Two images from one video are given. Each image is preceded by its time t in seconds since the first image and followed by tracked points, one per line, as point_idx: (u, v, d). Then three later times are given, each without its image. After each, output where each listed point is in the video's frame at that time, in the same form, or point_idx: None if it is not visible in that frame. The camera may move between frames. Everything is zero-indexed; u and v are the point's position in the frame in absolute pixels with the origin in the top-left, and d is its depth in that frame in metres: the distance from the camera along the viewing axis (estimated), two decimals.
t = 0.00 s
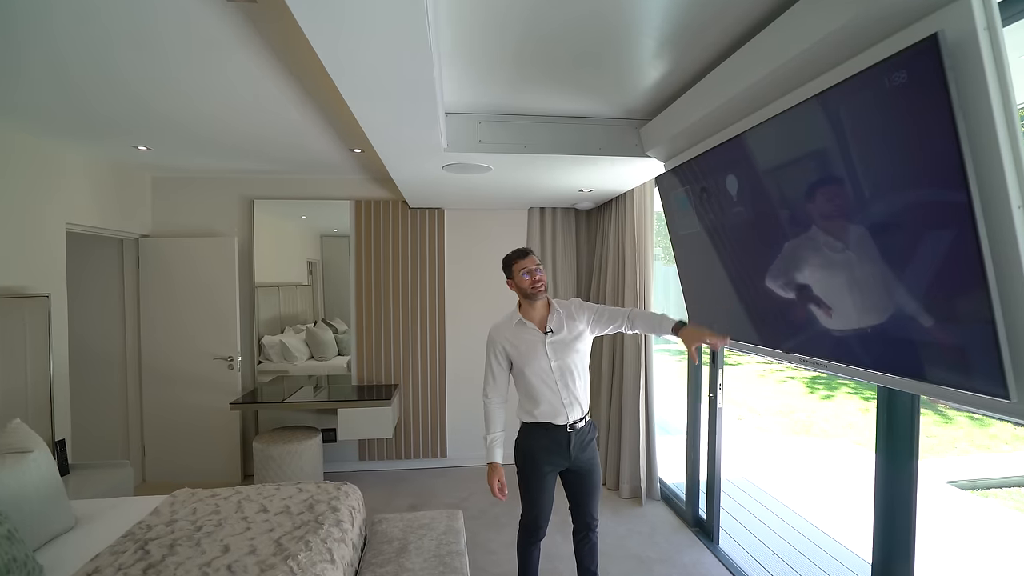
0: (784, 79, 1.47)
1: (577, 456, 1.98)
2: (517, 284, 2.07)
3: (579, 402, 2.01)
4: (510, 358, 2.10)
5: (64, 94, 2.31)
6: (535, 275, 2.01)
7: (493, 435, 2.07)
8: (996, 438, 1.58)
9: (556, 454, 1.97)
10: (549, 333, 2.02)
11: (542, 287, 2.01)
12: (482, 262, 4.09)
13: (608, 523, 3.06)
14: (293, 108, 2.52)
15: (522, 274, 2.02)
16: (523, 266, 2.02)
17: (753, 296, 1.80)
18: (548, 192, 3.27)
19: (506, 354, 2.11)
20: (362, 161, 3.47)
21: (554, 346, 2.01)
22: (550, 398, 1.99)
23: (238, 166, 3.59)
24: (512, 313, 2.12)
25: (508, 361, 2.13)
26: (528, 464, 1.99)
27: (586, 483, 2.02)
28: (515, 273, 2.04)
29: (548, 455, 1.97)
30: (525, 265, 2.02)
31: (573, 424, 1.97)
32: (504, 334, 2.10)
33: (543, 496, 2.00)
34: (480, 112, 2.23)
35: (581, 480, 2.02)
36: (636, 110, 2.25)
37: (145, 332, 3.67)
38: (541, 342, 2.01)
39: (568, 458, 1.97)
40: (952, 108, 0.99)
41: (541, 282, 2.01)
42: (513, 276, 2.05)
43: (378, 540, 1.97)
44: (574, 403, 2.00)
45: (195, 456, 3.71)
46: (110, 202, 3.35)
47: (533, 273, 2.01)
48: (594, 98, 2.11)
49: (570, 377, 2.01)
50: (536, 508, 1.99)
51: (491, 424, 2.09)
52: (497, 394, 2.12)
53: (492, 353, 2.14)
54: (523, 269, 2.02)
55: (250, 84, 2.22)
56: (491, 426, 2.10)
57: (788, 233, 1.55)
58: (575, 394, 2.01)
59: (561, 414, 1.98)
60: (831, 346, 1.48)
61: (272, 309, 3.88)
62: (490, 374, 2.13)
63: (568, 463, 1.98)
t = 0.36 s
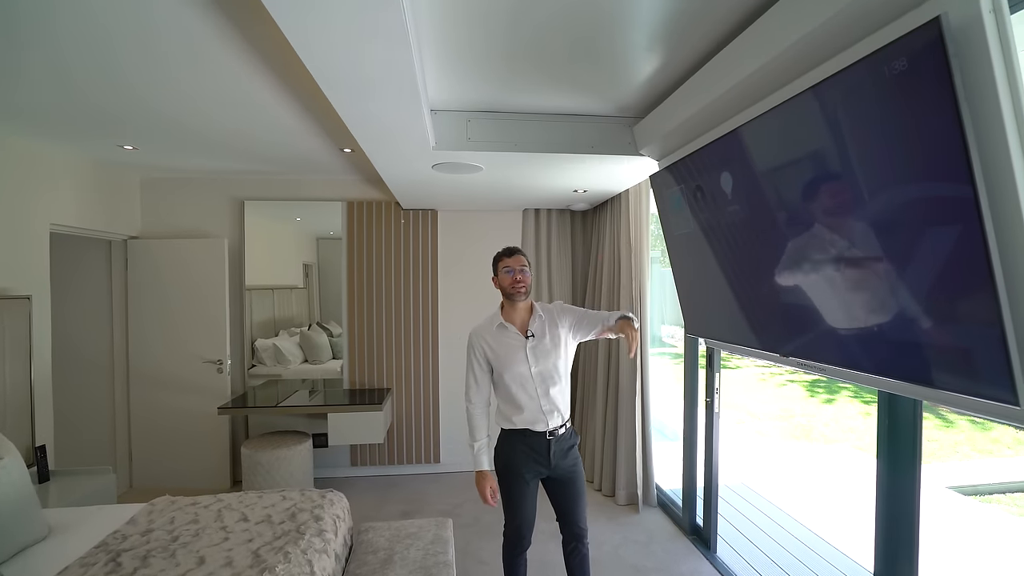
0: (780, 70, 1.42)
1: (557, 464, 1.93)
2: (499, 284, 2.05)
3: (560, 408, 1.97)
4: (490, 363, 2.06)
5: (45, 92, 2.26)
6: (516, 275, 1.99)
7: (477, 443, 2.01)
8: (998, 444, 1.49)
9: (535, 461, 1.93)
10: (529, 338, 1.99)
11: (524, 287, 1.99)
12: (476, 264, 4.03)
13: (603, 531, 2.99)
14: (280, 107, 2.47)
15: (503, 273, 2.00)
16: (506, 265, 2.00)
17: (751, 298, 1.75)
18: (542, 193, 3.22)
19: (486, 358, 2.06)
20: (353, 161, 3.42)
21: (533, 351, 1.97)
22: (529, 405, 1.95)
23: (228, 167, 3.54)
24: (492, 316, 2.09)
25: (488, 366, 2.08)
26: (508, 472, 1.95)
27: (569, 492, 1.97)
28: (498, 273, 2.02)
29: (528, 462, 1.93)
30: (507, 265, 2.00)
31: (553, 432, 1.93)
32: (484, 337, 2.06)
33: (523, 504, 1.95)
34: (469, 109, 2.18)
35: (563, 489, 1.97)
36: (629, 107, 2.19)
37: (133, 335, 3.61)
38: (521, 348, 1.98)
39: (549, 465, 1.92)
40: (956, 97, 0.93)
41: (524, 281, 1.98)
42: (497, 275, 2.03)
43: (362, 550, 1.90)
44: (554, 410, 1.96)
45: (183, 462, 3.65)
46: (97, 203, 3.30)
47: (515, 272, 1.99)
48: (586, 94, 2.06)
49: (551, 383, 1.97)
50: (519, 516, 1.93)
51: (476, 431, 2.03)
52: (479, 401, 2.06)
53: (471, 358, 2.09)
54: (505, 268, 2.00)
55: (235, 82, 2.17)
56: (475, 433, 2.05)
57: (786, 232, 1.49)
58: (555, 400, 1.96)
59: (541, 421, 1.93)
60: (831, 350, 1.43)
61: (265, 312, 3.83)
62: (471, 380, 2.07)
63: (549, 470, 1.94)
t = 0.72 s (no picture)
0: (772, 70, 1.39)
1: (542, 476, 1.90)
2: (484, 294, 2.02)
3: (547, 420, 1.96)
4: (476, 373, 2.02)
5: (34, 96, 2.24)
6: (501, 288, 1.95)
7: (453, 454, 1.97)
8: (1001, 453, 1.47)
9: (520, 473, 1.90)
10: (519, 348, 1.97)
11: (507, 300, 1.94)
12: (472, 272, 4.00)
13: (600, 544, 2.94)
14: (271, 111, 2.45)
15: (489, 285, 1.97)
16: (492, 276, 1.96)
17: (748, 305, 1.71)
18: (537, 199, 3.20)
19: (471, 368, 2.02)
20: (347, 167, 3.40)
21: (524, 361, 1.96)
22: (516, 416, 1.93)
23: (222, 173, 3.51)
24: (477, 325, 2.05)
25: (473, 375, 2.04)
26: (492, 484, 1.91)
27: (554, 503, 1.94)
28: (483, 283, 1.99)
29: (512, 474, 1.89)
30: (491, 276, 1.97)
31: (537, 443, 1.90)
32: (470, 346, 2.01)
33: (509, 518, 1.90)
34: (460, 113, 2.16)
35: (549, 501, 1.94)
36: (623, 112, 2.17)
37: (124, 343, 3.57)
38: (511, 358, 1.95)
39: (533, 477, 1.90)
40: (952, 93, 0.90)
41: (509, 294, 1.94)
42: (482, 286, 2.00)
43: (349, 564, 1.85)
44: (541, 422, 1.95)
45: (173, 472, 3.60)
46: (89, 209, 3.28)
47: (499, 285, 1.95)
48: (579, 99, 2.04)
49: (539, 395, 1.96)
50: (507, 530, 1.88)
51: (450, 442, 1.98)
52: (458, 411, 2.02)
53: (454, 366, 2.04)
54: (490, 279, 1.97)
55: (225, 86, 2.15)
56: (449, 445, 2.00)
57: (782, 236, 1.46)
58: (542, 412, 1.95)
59: (528, 433, 1.91)
60: (831, 358, 1.39)
61: (261, 320, 3.79)
62: (453, 389, 2.03)
63: (533, 482, 1.91)
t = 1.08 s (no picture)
0: (763, 80, 1.39)
1: (535, 492, 1.88)
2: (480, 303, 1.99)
3: (538, 435, 1.95)
4: (468, 385, 1.98)
5: (29, 109, 2.25)
6: (500, 298, 1.94)
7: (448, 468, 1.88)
8: (1004, 469, 1.41)
9: (513, 489, 1.87)
10: (513, 361, 1.96)
11: (507, 311, 1.94)
12: (467, 286, 3.98)
13: (596, 563, 2.88)
14: (264, 125, 2.46)
15: (486, 296, 1.95)
16: (491, 287, 1.94)
17: (744, 317, 1.69)
18: (532, 212, 3.20)
19: (464, 378, 1.97)
20: (343, 180, 3.40)
21: (516, 375, 1.95)
22: (509, 432, 1.90)
23: (217, 186, 3.51)
24: (470, 335, 2.01)
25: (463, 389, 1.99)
26: (486, 502, 1.86)
27: (547, 519, 1.90)
28: (480, 293, 1.96)
29: (505, 491, 1.86)
30: (489, 286, 1.94)
31: (530, 458, 1.88)
32: (463, 356, 1.97)
33: (502, 537, 1.85)
34: (453, 126, 2.16)
35: (542, 517, 1.91)
36: (616, 125, 2.18)
37: (116, 356, 3.54)
38: (504, 371, 1.95)
39: (526, 494, 1.87)
40: (939, 102, 0.90)
41: (509, 305, 1.93)
42: (479, 296, 1.98)
43: None
44: (533, 437, 1.93)
45: (163, 489, 3.54)
46: (84, 222, 3.28)
47: (497, 295, 1.94)
48: (572, 111, 2.05)
49: (530, 410, 1.95)
50: (499, 551, 1.82)
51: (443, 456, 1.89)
52: (451, 424, 1.94)
53: (446, 376, 1.97)
54: (488, 289, 1.95)
55: (219, 100, 2.16)
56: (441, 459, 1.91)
57: (776, 248, 1.45)
58: (534, 427, 1.94)
59: (519, 448, 1.89)
60: (828, 371, 1.37)
61: (255, 334, 3.77)
62: (445, 401, 1.96)
63: (526, 499, 1.88)
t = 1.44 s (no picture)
0: (752, 92, 1.40)
1: (524, 509, 1.84)
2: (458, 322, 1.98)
3: (527, 453, 1.89)
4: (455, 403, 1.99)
5: (24, 124, 2.26)
6: (472, 315, 1.91)
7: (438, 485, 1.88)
8: (1009, 489, 1.31)
9: (501, 505, 1.85)
10: (496, 380, 1.93)
11: (482, 328, 1.91)
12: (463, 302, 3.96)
13: None
14: (259, 142, 2.47)
15: (460, 314, 1.93)
16: (463, 306, 1.92)
17: (741, 333, 1.68)
18: (528, 229, 3.20)
19: (452, 398, 1.99)
20: (338, 197, 3.41)
21: (500, 394, 1.91)
22: (494, 450, 1.87)
23: (213, 202, 3.52)
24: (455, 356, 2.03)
25: (453, 408, 2.02)
26: (473, 516, 1.87)
27: (540, 536, 1.86)
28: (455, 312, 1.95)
29: (492, 507, 1.84)
30: (463, 304, 1.92)
31: (518, 474, 1.84)
32: (449, 376, 1.99)
33: (492, 554, 1.84)
34: (446, 142, 2.17)
35: (535, 533, 1.87)
36: (609, 141, 2.19)
37: (108, 373, 3.50)
38: (488, 391, 1.91)
39: (514, 510, 1.83)
40: (924, 113, 0.90)
41: (484, 320, 1.90)
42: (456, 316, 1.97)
43: None
44: (521, 455, 1.88)
45: (151, 509, 3.47)
46: (79, 238, 3.28)
47: (469, 314, 1.91)
48: (564, 127, 2.05)
49: (517, 429, 1.89)
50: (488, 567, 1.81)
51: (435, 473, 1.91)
52: (441, 441, 1.98)
53: (436, 396, 2.02)
54: (461, 307, 1.93)
55: (213, 117, 2.18)
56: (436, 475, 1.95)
57: (770, 262, 1.44)
58: (522, 445, 1.88)
59: (505, 467, 1.85)
60: (824, 387, 1.34)
61: (250, 351, 3.74)
62: (435, 419, 2.01)
63: (515, 515, 1.84)
